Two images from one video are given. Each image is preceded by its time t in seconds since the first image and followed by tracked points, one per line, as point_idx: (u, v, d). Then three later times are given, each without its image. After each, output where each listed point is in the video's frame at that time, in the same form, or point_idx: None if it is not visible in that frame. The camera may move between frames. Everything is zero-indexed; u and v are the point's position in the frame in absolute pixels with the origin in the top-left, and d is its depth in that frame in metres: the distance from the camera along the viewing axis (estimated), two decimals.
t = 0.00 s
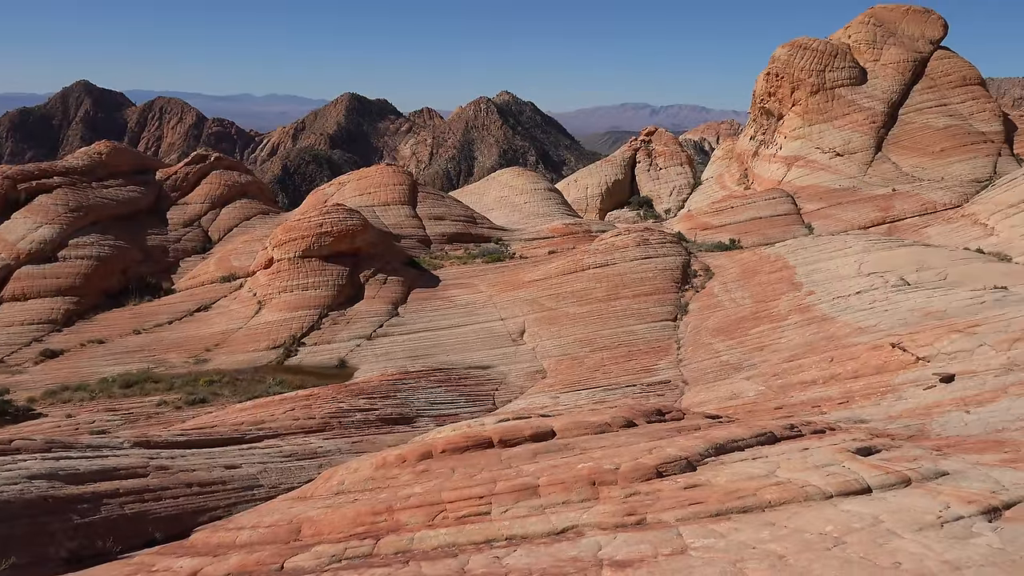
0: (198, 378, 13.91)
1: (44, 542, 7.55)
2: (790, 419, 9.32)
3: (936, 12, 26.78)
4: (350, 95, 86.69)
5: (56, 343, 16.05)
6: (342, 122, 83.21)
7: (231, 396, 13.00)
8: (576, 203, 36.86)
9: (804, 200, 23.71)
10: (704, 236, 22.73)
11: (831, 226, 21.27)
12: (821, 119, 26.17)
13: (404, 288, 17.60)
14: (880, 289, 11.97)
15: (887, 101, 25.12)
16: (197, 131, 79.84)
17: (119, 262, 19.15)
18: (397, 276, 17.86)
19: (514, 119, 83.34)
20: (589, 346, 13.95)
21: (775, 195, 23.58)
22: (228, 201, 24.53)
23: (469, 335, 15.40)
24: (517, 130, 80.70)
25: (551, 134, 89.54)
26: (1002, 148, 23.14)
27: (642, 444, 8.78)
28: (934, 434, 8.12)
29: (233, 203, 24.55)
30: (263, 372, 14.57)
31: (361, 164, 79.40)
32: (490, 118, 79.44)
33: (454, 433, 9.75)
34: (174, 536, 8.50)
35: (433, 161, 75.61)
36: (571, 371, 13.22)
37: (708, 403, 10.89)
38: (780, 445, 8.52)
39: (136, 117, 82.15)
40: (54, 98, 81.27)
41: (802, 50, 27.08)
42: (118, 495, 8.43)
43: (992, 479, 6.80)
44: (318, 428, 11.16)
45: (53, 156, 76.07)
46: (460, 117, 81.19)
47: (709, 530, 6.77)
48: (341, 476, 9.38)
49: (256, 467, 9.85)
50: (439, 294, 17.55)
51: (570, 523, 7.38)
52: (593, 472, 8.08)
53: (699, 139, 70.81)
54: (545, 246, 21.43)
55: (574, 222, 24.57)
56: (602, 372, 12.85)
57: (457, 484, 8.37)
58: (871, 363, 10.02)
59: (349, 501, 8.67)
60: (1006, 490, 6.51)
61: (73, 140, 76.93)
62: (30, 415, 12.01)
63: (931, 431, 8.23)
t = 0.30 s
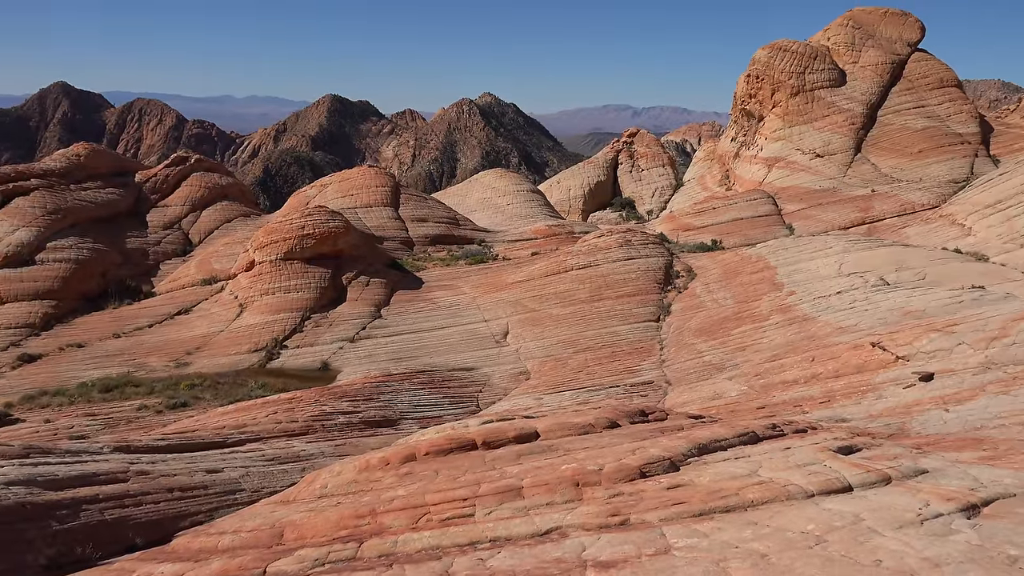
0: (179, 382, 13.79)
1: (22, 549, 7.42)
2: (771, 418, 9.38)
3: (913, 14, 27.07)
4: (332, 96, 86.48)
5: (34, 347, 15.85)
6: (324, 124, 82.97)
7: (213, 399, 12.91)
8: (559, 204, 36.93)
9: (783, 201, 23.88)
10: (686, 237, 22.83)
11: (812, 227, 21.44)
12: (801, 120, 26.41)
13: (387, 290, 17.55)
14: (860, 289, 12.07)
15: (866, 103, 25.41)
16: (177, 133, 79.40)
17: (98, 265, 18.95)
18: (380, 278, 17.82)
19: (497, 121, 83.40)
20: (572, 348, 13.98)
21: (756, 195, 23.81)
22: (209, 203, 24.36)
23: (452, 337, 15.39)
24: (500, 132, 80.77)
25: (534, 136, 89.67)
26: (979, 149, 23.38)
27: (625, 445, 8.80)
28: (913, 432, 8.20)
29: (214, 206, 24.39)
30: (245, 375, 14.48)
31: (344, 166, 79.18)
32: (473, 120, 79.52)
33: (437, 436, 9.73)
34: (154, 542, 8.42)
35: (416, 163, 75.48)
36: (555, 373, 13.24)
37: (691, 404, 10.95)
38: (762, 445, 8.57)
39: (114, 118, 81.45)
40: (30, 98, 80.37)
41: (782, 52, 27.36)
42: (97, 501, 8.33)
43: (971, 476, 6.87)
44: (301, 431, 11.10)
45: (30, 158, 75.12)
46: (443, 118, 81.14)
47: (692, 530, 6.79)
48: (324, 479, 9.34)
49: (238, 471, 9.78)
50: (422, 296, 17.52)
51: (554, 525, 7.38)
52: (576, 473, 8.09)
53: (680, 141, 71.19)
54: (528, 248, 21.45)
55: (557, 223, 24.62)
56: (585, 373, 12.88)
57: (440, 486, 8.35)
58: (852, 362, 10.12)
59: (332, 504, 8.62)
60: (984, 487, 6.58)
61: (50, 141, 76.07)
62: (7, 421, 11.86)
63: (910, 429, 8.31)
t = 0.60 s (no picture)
0: (160, 386, 13.67)
1: None
2: (754, 418, 9.43)
3: (891, 17, 27.33)
4: (313, 98, 86.22)
5: (12, 352, 15.65)
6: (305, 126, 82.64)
7: (194, 404, 12.81)
8: (542, 206, 36.97)
9: (764, 202, 24.03)
10: (667, 238, 22.93)
11: (793, 227, 21.61)
12: (781, 122, 26.60)
13: (370, 292, 17.50)
14: (840, 289, 12.17)
15: (846, 104, 25.65)
16: (156, 136, 78.80)
17: (77, 269, 18.76)
18: (363, 281, 17.76)
19: (479, 124, 83.38)
20: (555, 349, 14.00)
21: (737, 197, 23.97)
22: (190, 206, 24.19)
23: (436, 339, 15.36)
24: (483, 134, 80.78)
25: (517, 138, 89.73)
26: (957, 150, 23.61)
27: (609, 446, 8.82)
28: (894, 430, 8.27)
29: (195, 208, 24.22)
30: (227, 379, 14.38)
31: (326, 169, 78.91)
32: (456, 122, 79.52)
33: (422, 438, 9.71)
34: (135, 549, 8.33)
35: (399, 165, 75.34)
36: (538, 374, 13.25)
37: (675, 404, 11.00)
38: (744, 444, 8.62)
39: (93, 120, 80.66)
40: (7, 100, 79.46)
41: (762, 54, 27.56)
42: (77, 508, 8.23)
43: (951, 474, 6.94)
44: (283, 435, 11.04)
45: (6, 161, 74.07)
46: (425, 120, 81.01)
47: (676, 530, 6.82)
48: (307, 483, 9.29)
49: (220, 476, 9.71)
50: (405, 298, 17.47)
51: (538, 526, 7.39)
52: (560, 475, 8.09)
53: (662, 143, 71.46)
54: (511, 249, 21.46)
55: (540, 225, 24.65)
56: (569, 374, 12.90)
57: (424, 489, 8.32)
58: (833, 361, 10.20)
59: (315, 508, 8.58)
60: (963, 485, 6.64)
61: (27, 143, 75.17)
62: None
63: (891, 427, 8.38)
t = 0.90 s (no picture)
0: (142, 391, 13.55)
1: None
2: (737, 418, 9.47)
3: (870, 19, 27.60)
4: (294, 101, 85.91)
5: None
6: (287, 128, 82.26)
7: (176, 408, 12.72)
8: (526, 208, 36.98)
9: (746, 203, 24.17)
10: (650, 240, 23.01)
11: (775, 228, 21.75)
12: (762, 123, 26.78)
13: (354, 295, 17.44)
14: (822, 289, 12.27)
15: (826, 106, 25.88)
16: (136, 138, 78.24)
17: (56, 273, 18.58)
18: (346, 283, 17.71)
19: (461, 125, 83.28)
20: (539, 351, 14.01)
21: (719, 198, 24.12)
22: (170, 209, 24.03)
23: (420, 342, 15.33)
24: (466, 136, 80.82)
25: (501, 140, 89.75)
26: (935, 151, 23.87)
27: (593, 447, 8.84)
28: (876, 429, 8.34)
29: (176, 212, 24.06)
30: (209, 384, 14.27)
31: (308, 171, 78.59)
32: (438, 124, 79.44)
33: (406, 441, 9.69)
34: (117, 555, 8.25)
35: (382, 167, 75.09)
36: (523, 376, 13.25)
37: (659, 405, 11.05)
38: (728, 444, 8.66)
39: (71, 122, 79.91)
40: None
41: (743, 56, 27.73)
42: (57, 515, 8.13)
43: (931, 472, 7.01)
44: (266, 439, 10.98)
45: None
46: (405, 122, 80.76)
47: (660, 531, 6.84)
48: (290, 487, 9.25)
49: (202, 481, 9.65)
50: (389, 301, 17.43)
51: (523, 528, 7.39)
52: (545, 476, 8.10)
53: (644, 144, 71.71)
54: (494, 251, 21.47)
55: (524, 227, 24.67)
56: (553, 376, 12.91)
57: (409, 492, 8.30)
58: (815, 361, 10.28)
59: (299, 512, 8.53)
60: (944, 482, 6.70)
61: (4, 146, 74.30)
62: None
63: (873, 426, 8.46)
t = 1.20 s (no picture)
0: (122, 396, 13.43)
1: None
2: (721, 417, 9.51)
3: (849, 21, 27.85)
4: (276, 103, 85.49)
5: None
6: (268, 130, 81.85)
7: (158, 413, 12.64)
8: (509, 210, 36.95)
9: (728, 203, 24.30)
10: (633, 241, 23.07)
11: (757, 229, 21.89)
12: (744, 124, 26.95)
13: (337, 298, 17.39)
14: (804, 289, 12.36)
15: (807, 107, 26.08)
16: (116, 141, 77.62)
17: (34, 277, 18.39)
18: (329, 286, 17.65)
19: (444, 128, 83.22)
20: (523, 353, 14.02)
21: (701, 199, 24.24)
22: (150, 213, 23.87)
23: (404, 344, 15.29)
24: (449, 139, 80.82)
25: (484, 142, 89.70)
26: (914, 151, 24.10)
27: (577, 448, 8.85)
28: (857, 428, 8.41)
29: (157, 215, 23.89)
30: (191, 388, 14.16)
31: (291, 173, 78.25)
32: (422, 126, 79.35)
33: (390, 444, 9.67)
34: (97, 563, 8.18)
35: (365, 169, 74.82)
36: (507, 378, 13.25)
37: (643, 405, 11.09)
38: (711, 444, 8.71)
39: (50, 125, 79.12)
40: None
41: (724, 58, 27.87)
42: (36, 522, 8.04)
43: (912, 470, 7.07)
44: (249, 444, 10.91)
45: None
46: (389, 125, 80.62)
47: (644, 531, 6.86)
48: (274, 492, 9.21)
49: (185, 486, 9.58)
50: (372, 303, 17.39)
51: (508, 530, 7.38)
52: (529, 478, 8.10)
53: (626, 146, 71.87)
54: (478, 253, 21.47)
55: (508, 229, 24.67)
56: (538, 377, 12.93)
57: (393, 495, 8.28)
58: (797, 360, 10.35)
59: (282, 517, 8.49)
60: (924, 480, 6.77)
61: None
62: None
63: (855, 425, 8.52)
